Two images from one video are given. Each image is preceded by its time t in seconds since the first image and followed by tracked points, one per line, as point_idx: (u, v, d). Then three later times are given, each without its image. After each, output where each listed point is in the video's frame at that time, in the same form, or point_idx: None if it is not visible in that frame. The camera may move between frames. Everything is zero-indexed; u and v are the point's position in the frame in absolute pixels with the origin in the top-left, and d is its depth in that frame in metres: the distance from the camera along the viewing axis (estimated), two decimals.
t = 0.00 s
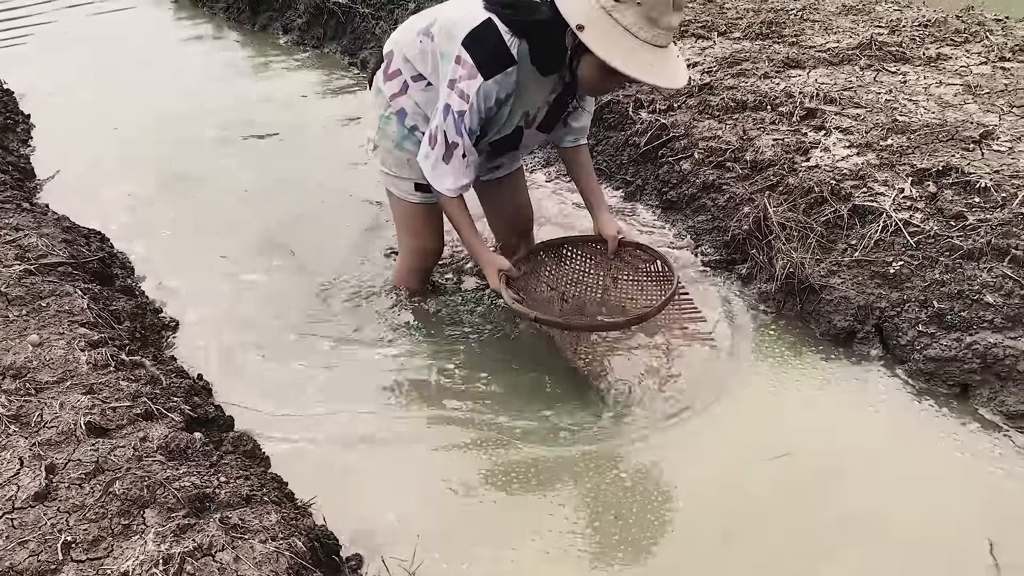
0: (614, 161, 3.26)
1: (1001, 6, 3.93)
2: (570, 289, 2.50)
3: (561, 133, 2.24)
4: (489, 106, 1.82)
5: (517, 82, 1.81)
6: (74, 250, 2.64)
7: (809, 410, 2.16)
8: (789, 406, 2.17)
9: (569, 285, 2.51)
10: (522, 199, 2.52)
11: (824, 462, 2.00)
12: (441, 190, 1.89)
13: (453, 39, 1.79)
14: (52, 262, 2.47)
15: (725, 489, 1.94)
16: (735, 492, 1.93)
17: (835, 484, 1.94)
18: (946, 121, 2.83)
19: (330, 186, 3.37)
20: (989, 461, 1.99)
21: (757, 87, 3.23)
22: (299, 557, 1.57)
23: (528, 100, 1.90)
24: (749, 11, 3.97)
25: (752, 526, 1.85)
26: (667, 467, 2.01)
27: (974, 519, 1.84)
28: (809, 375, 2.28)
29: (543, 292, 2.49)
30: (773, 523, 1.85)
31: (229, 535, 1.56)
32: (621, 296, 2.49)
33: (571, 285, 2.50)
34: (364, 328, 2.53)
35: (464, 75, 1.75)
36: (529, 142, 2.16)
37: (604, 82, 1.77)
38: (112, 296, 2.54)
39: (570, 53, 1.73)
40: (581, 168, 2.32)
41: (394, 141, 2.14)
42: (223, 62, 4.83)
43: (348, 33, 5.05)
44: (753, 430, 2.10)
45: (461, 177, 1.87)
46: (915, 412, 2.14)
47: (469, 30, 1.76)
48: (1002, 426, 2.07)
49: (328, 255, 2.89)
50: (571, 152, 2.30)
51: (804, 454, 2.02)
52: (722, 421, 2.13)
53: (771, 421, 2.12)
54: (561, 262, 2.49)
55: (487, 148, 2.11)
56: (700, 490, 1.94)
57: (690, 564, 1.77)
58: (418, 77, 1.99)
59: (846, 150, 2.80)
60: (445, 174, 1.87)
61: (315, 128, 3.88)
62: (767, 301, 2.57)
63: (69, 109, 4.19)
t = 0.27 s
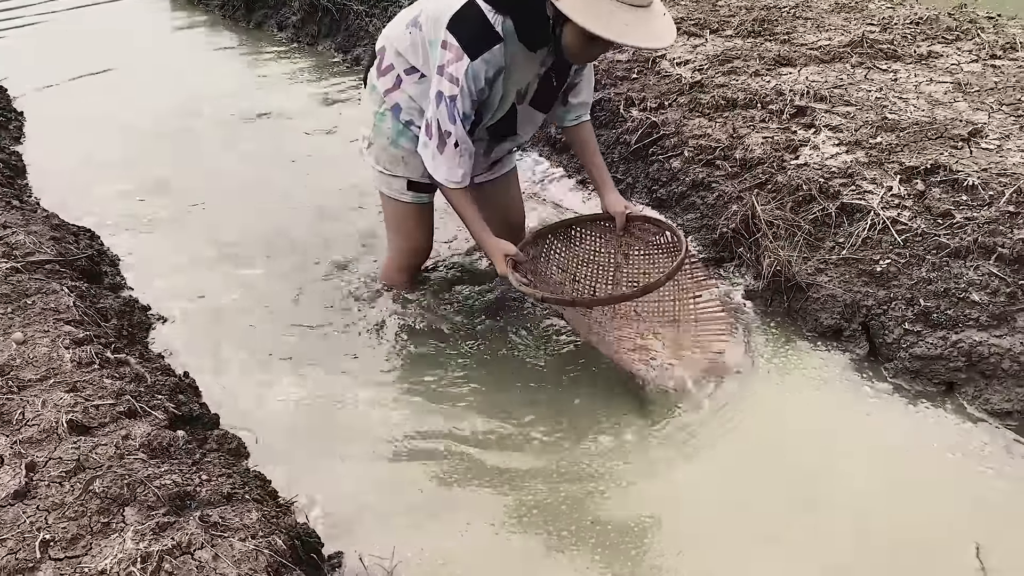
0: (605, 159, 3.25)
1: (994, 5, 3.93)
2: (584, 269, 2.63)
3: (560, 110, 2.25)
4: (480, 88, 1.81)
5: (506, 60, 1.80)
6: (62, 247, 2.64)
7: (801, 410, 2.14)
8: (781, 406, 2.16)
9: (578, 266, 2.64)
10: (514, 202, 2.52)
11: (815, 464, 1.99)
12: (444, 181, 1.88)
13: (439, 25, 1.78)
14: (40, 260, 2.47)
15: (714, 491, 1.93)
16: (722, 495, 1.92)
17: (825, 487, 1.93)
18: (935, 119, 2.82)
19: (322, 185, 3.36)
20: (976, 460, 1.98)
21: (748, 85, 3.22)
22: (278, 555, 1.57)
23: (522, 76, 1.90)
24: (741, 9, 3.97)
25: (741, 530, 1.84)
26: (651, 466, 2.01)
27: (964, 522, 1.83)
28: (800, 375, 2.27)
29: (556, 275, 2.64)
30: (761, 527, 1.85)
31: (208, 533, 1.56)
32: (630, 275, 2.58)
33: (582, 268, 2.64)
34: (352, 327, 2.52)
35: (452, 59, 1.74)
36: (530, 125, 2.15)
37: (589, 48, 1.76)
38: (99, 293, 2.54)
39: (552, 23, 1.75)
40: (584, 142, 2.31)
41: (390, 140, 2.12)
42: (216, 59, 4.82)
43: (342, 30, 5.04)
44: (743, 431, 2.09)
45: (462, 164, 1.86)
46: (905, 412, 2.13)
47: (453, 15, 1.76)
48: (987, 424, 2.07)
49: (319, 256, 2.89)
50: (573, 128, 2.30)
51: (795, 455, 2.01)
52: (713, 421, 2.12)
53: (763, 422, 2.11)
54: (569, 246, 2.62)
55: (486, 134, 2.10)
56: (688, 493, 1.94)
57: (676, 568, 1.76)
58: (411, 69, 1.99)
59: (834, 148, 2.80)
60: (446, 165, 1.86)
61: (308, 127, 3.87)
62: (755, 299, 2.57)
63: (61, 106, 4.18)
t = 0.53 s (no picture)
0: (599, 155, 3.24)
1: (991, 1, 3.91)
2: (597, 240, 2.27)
3: (538, 101, 2.18)
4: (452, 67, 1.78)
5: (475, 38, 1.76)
6: (51, 243, 2.63)
7: (797, 412, 2.11)
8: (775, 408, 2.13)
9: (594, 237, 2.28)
10: (504, 200, 2.51)
11: (810, 465, 1.95)
12: (424, 171, 1.87)
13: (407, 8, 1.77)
14: (29, 256, 2.46)
15: (706, 490, 1.91)
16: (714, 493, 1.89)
17: (819, 487, 1.89)
18: (930, 116, 2.81)
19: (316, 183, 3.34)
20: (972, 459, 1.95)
21: (743, 82, 3.21)
22: (262, 553, 1.56)
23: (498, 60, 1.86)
24: (738, 5, 3.95)
25: (731, 527, 1.81)
26: (640, 464, 1.99)
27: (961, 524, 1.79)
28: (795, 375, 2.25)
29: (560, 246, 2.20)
30: (753, 524, 1.81)
31: (191, 531, 1.55)
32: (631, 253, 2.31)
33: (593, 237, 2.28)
34: (342, 327, 2.51)
35: (421, 40, 1.73)
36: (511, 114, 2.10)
37: (555, 19, 1.68)
38: (89, 290, 2.53)
39: None
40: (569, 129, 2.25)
41: (371, 138, 2.10)
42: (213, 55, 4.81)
43: (339, 26, 5.03)
44: (737, 433, 2.06)
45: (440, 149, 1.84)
46: (904, 417, 2.09)
47: None
48: (979, 424, 2.06)
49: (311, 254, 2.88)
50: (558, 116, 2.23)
51: (790, 456, 1.98)
52: (706, 424, 2.10)
53: (758, 424, 2.08)
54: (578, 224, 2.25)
55: (467, 123, 2.07)
56: (679, 490, 1.91)
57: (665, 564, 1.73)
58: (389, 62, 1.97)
59: (829, 145, 2.78)
60: (423, 152, 1.85)
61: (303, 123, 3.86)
62: (747, 297, 2.55)
63: (56, 102, 4.17)
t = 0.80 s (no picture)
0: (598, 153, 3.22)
1: None
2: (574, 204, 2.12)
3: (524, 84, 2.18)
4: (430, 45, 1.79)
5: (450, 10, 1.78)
6: (47, 240, 2.62)
7: (796, 415, 2.09)
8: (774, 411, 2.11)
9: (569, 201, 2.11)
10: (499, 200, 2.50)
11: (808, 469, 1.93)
12: (408, 152, 1.88)
13: None
14: (25, 253, 2.46)
15: (702, 493, 1.89)
16: (711, 497, 1.88)
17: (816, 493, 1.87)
18: (931, 114, 2.79)
19: (315, 177, 3.32)
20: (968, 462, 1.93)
21: (743, 79, 3.19)
22: (251, 554, 1.55)
23: (474, 35, 1.87)
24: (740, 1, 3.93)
25: (726, 532, 1.79)
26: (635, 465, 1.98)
27: (959, 531, 1.76)
28: (792, 376, 2.23)
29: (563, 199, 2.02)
30: (749, 530, 1.79)
31: (181, 531, 1.54)
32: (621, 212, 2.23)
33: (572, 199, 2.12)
34: (338, 323, 2.49)
35: (394, 17, 1.76)
36: (498, 97, 2.09)
37: None
38: (85, 286, 2.52)
39: None
40: (558, 111, 2.24)
41: (363, 135, 2.10)
42: (214, 49, 4.80)
43: (340, 21, 5.01)
44: (736, 437, 2.04)
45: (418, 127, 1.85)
46: (905, 420, 2.07)
47: None
48: (977, 425, 2.04)
49: (309, 249, 2.86)
50: (545, 101, 2.22)
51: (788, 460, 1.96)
52: (704, 425, 2.08)
53: (757, 428, 2.06)
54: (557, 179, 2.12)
55: (454, 111, 2.06)
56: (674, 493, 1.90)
57: (660, 569, 1.71)
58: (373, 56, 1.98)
59: (828, 143, 2.76)
60: (401, 132, 1.86)
61: (302, 117, 3.84)
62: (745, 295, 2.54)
63: (56, 95, 4.16)
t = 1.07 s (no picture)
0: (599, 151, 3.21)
1: None
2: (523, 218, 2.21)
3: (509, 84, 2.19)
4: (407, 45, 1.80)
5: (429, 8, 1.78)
6: (47, 236, 2.63)
7: (796, 418, 2.08)
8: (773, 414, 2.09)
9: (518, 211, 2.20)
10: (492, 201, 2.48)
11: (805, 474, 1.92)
12: (383, 150, 1.89)
13: None
14: (24, 250, 2.46)
15: (695, 494, 1.89)
16: (706, 501, 1.87)
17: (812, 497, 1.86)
18: (934, 113, 2.77)
19: (317, 175, 3.31)
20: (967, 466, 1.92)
21: (745, 77, 3.18)
22: (242, 553, 1.55)
23: (455, 34, 1.88)
24: None
25: (722, 536, 1.78)
26: (630, 466, 1.97)
27: (955, 536, 1.75)
28: (791, 377, 2.22)
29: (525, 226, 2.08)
30: (744, 533, 1.78)
31: (172, 530, 1.54)
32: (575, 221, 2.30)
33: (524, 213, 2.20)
34: (336, 322, 2.49)
35: (372, 15, 1.77)
36: (486, 96, 2.09)
37: None
38: (84, 283, 2.53)
39: None
40: (537, 105, 2.22)
41: (350, 131, 2.09)
42: (218, 44, 4.80)
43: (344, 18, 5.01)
44: (733, 440, 2.02)
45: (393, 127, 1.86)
46: (904, 426, 2.05)
47: None
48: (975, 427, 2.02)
49: (307, 248, 2.85)
50: (524, 97, 2.21)
51: (785, 465, 1.94)
52: (701, 427, 2.07)
53: (756, 431, 2.04)
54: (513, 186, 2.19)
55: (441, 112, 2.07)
56: (670, 496, 1.89)
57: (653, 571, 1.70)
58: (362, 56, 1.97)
59: (830, 142, 2.75)
60: (376, 130, 1.88)
61: (305, 114, 3.83)
62: (744, 295, 2.53)
63: (61, 90, 4.16)
